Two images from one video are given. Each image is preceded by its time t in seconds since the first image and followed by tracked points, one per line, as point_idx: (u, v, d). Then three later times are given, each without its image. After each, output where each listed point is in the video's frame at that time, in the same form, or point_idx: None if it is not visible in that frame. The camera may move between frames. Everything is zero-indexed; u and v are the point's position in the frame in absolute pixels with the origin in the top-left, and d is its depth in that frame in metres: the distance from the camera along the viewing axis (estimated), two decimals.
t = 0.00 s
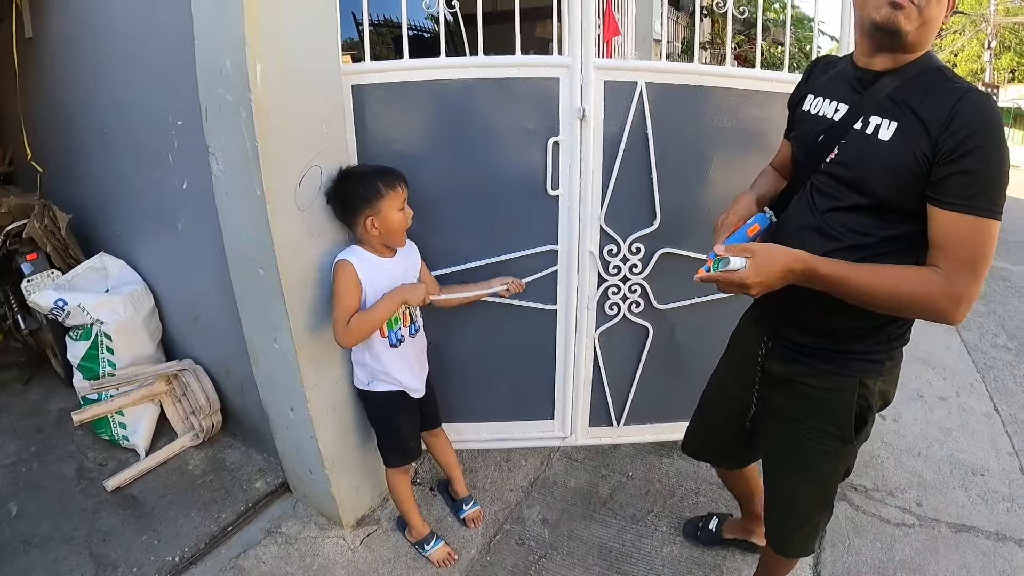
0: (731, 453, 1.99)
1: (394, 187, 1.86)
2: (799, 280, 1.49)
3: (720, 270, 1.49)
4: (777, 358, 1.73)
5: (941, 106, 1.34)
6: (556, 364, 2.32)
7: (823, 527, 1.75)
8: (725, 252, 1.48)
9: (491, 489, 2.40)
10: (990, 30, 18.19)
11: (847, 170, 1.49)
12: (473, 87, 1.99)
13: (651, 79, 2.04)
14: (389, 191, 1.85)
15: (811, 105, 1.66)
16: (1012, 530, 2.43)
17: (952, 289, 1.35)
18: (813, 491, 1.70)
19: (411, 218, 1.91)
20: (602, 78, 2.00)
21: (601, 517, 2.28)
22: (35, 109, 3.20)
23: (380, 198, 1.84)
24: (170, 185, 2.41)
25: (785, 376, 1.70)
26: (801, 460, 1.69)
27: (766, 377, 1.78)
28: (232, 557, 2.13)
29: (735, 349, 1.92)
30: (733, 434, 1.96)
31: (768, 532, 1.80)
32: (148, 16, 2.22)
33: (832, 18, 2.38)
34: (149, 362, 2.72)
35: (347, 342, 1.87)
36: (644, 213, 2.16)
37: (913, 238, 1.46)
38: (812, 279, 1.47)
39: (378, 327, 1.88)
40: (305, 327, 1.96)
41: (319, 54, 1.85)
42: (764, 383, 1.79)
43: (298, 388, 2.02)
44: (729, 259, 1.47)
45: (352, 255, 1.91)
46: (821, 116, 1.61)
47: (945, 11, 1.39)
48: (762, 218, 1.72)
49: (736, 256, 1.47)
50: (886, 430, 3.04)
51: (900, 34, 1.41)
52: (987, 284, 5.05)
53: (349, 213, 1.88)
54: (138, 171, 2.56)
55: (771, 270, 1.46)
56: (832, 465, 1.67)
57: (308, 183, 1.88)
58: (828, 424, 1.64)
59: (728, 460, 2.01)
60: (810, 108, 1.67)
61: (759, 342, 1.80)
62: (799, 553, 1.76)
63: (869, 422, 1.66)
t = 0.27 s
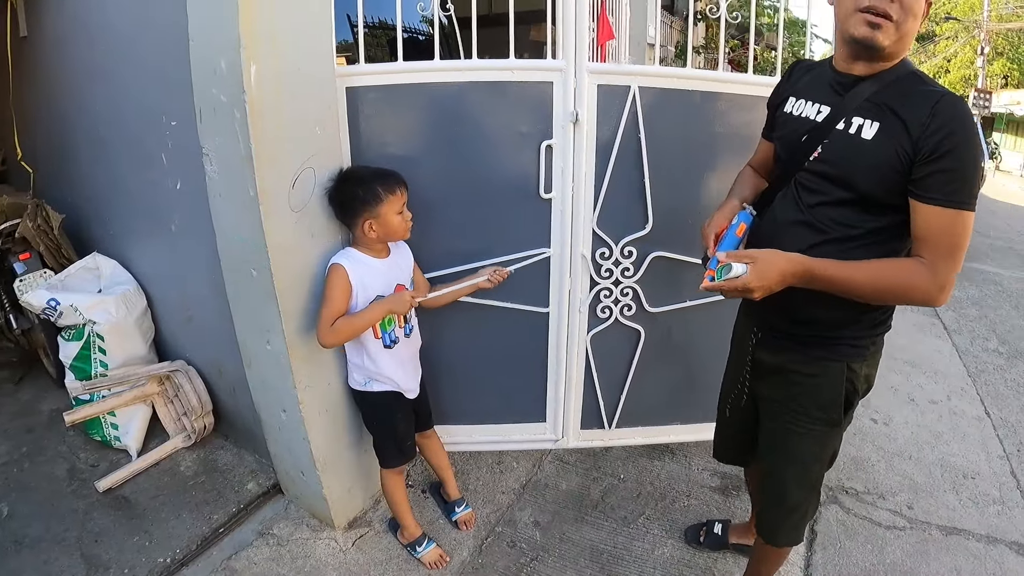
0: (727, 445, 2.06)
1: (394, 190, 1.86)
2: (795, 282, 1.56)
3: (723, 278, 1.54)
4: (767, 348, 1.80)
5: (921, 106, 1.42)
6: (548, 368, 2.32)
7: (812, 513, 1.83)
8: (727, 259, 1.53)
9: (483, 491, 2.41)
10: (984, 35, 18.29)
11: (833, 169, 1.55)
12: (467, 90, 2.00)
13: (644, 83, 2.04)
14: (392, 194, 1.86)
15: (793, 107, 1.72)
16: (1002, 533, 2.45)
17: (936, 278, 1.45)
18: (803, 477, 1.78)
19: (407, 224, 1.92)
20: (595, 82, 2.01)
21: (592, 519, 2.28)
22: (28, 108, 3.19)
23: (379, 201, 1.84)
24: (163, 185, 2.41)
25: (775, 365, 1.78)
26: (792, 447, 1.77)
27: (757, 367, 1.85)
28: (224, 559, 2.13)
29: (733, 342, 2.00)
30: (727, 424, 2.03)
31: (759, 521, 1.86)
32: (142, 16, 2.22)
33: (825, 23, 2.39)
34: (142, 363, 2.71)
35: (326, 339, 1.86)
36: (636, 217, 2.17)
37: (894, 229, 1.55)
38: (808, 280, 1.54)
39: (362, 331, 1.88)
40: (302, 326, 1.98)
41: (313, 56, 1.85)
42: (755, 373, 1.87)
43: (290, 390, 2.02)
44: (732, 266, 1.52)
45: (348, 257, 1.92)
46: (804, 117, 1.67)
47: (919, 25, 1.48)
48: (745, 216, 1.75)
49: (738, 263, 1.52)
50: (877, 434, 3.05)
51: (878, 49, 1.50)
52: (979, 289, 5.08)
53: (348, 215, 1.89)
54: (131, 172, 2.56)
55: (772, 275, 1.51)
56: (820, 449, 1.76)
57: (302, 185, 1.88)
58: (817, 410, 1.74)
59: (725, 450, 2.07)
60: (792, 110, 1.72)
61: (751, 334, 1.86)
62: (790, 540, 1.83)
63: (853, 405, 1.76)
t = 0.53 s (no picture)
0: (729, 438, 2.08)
1: (392, 196, 1.87)
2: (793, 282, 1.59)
3: (725, 280, 1.56)
4: (767, 339, 1.82)
5: (899, 110, 1.44)
6: (543, 370, 2.33)
7: (814, 500, 1.81)
8: (728, 261, 1.56)
9: (479, 493, 2.42)
10: (981, 37, 18.33)
11: (822, 174, 1.58)
12: (463, 94, 2.01)
13: (639, 88, 2.05)
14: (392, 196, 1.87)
15: (781, 116, 1.73)
16: (996, 535, 2.46)
17: (922, 271, 1.47)
18: (805, 463, 1.76)
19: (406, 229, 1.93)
20: (591, 86, 2.02)
21: (588, 521, 2.30)
22: (26, 110, 3.20)
23: (379, 206, 1.85)
24: (161, 187, 2.42)
25: (777, 354, 1.79)
26: (793, 432, 1.76)
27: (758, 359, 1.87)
28: (220, 560, 2.14)
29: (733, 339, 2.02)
30: (728, 416, 2.05)
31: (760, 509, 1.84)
32: (140, 19, 2.23)
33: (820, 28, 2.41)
34: (139, 364, 2.72)
35: (331, 350, 1.86)
36: (631, 220, 2.19)
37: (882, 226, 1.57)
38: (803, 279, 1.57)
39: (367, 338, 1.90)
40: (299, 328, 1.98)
41: (311, 60, 1.86)
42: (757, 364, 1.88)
43: (287, 391, 2.03)
44: (733, 267, 1.54)
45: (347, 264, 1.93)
46: (791, 126, 1.68)
47: (863, 34, 1.49)
48: (740, 218, 1.76)
49: (738, 264, 1.55)
50: (872, 436, 3.06)
51: (827, 65, 1.55)
52: (975, 291, 5.09)
53: (346, 220, 1.90)
54: (129, 174, 2.57)
55: (770, 276, 1.54)
56: (821, 435, 1.75)
57: (300, 188, 1.90)
58: (817, 395, 1.73)
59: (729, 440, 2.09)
60: (779, 119, 1.73)
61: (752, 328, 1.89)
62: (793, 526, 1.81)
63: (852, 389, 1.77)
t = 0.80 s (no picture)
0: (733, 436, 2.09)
1: (393, 203, 1.88)
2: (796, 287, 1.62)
3: (730, 294, 1.59)
4: (773, 335, 1.83)
5: (878, 109, 1.46)
6: (540, 372, 2.34)
7: (819, 492, 1.81)
8: (731, 275, 1.59)
9: (476, 494, 2.42)
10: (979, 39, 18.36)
11: (815, 178, 1.59)
12: (461, 97, 2.02)
13: (637, 91, 2.06)
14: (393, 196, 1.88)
15: (774, 125, 1.74)
16: (993, 536, 2.47)
17: (916, 260, 1.47)
18: (812, 455, 1.77)
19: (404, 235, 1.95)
20: (588, 89, 2.03)
21: (585, 522, 2.30)
22: (26, 111, 3.20)
23: (380, 213, 1.86)
24: (159, 189, 2.42)
25: (784, 349, 1.80)
26: (799, 425, 1.76)
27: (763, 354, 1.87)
28: (219, 560, 2.15)
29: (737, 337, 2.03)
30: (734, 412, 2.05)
31: (765, 502, 1.83)
32: (140, 21, 2.23)
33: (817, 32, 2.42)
34: (138, 365, 2.73)
35: (316, 350, 1.87)
36: (629, 223, 2.19)
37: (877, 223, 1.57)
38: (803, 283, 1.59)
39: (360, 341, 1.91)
40: (298, 330, 1.99)
41: (310, 64, 1.87)
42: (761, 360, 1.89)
43: (286, 393, 2.04)
44: (735, 280, 1.58)
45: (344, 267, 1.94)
46: (782, 133, 1.70)
47: (820, 44, 1.52)
48: (739, 228, 1.75)
49: (740, 277, 1.58)
50: (869, 437, 3.07)
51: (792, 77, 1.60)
52: (972, 293, 5.10)
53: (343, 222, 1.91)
54: (128, 176, 2.57)
55: (772, 284, 1.57)
56: (827, 429, 1.76)
57: (297, 191, 1.90)
58: (824, 388, 1.74)
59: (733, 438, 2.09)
60: (772, 127, 1.75)
61: (757, 325, 1.89)
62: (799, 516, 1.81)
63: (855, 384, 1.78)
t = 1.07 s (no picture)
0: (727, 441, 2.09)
1: (390, 206, 1.88)
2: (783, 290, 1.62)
3: (717, 297, 1.58)
4: (770, 336, 1.83)
5: (867, 109, 1.47)
6: (536, 374, 2.34)
7: (818, 491, 1.82)
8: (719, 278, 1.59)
9: (471, 496, 2.42)
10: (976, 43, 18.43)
11: (808, 182, 1.60)
12: (457, 99, 2.02)
13: (632, 94, 2.07)
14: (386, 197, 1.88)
15: (766, 131, 1.75)
16: (988, 539, 2.47)
17: (902, 258, 1.48)
18: (811, 455, 1.77)
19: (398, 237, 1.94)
20: (584, 92, 2.03)
21: (580, 524, 2.30)
22: (22, 111, 3.20)
23: (376, 216, 1.86)
24: (155, 190, 2.42)
25: (781, 350, 1.80)
26: (798, 425, 1.76)
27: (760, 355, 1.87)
28: (214, 562, 2.15)
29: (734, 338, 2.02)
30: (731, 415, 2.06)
31: (765, 502, 1.83)
32: (136, 23, 2.24)
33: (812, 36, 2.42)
34: (133, 366, 2.72)
35: (316, 353, 1.88)
36: (624, 225, 2.20)
37: (868, 223, 1.58)
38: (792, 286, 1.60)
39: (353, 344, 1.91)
40: (294, 332, 1.99)
41: (306, 64, 1.87)
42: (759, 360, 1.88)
43: (281, 394, 2.04)
44: (722, 283, 1.58)
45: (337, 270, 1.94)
46: (775, 138, 1.70)
47: (819, 46, 1.53)
48: (727, 232, 1.77)
49: (727, 280, 1.58)
50: (865, 440, 3.08)
51: (790, 78, 1.58)
52: (968, 296, 5.11)
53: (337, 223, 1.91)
54: (124, 176, 2.57)
55: (760, 286, 1.58)
56: (825, 428, 1.76)
57: (293, 193, 1.90)
58: (822, 388, 1.74)
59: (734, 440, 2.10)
60: (765, 133, 1.75)
61: (754, 326, 1.89)
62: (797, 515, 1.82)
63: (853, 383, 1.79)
